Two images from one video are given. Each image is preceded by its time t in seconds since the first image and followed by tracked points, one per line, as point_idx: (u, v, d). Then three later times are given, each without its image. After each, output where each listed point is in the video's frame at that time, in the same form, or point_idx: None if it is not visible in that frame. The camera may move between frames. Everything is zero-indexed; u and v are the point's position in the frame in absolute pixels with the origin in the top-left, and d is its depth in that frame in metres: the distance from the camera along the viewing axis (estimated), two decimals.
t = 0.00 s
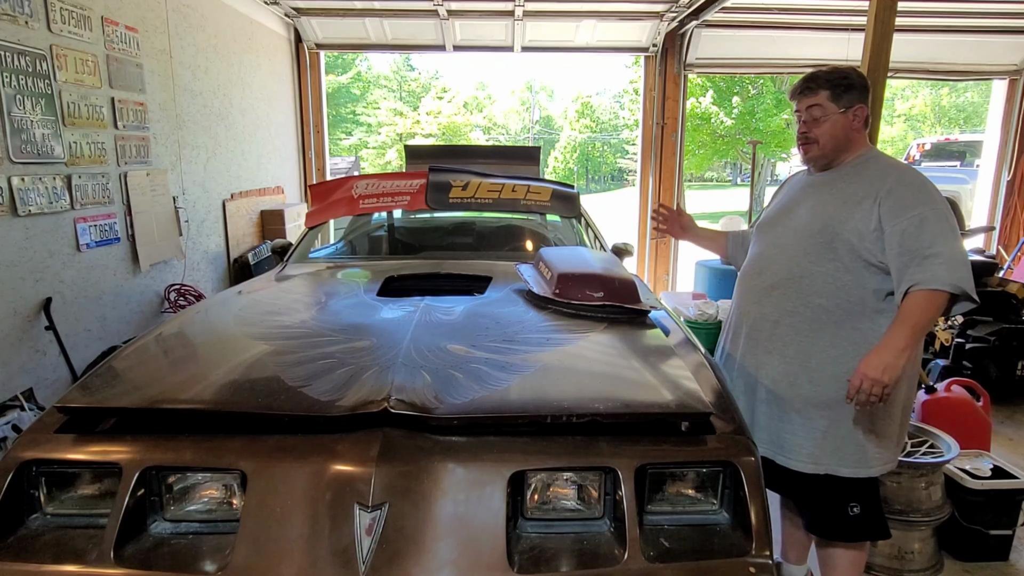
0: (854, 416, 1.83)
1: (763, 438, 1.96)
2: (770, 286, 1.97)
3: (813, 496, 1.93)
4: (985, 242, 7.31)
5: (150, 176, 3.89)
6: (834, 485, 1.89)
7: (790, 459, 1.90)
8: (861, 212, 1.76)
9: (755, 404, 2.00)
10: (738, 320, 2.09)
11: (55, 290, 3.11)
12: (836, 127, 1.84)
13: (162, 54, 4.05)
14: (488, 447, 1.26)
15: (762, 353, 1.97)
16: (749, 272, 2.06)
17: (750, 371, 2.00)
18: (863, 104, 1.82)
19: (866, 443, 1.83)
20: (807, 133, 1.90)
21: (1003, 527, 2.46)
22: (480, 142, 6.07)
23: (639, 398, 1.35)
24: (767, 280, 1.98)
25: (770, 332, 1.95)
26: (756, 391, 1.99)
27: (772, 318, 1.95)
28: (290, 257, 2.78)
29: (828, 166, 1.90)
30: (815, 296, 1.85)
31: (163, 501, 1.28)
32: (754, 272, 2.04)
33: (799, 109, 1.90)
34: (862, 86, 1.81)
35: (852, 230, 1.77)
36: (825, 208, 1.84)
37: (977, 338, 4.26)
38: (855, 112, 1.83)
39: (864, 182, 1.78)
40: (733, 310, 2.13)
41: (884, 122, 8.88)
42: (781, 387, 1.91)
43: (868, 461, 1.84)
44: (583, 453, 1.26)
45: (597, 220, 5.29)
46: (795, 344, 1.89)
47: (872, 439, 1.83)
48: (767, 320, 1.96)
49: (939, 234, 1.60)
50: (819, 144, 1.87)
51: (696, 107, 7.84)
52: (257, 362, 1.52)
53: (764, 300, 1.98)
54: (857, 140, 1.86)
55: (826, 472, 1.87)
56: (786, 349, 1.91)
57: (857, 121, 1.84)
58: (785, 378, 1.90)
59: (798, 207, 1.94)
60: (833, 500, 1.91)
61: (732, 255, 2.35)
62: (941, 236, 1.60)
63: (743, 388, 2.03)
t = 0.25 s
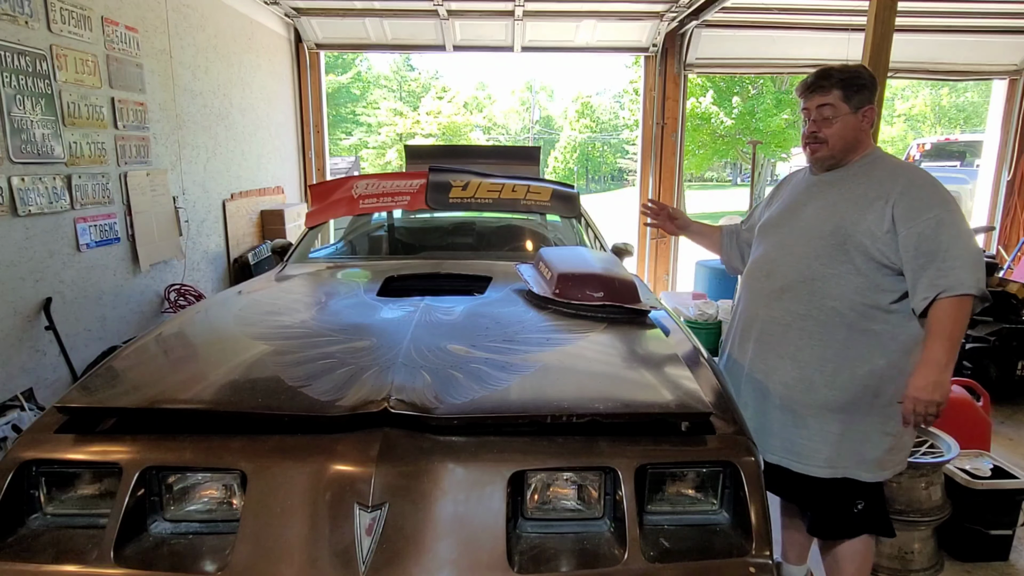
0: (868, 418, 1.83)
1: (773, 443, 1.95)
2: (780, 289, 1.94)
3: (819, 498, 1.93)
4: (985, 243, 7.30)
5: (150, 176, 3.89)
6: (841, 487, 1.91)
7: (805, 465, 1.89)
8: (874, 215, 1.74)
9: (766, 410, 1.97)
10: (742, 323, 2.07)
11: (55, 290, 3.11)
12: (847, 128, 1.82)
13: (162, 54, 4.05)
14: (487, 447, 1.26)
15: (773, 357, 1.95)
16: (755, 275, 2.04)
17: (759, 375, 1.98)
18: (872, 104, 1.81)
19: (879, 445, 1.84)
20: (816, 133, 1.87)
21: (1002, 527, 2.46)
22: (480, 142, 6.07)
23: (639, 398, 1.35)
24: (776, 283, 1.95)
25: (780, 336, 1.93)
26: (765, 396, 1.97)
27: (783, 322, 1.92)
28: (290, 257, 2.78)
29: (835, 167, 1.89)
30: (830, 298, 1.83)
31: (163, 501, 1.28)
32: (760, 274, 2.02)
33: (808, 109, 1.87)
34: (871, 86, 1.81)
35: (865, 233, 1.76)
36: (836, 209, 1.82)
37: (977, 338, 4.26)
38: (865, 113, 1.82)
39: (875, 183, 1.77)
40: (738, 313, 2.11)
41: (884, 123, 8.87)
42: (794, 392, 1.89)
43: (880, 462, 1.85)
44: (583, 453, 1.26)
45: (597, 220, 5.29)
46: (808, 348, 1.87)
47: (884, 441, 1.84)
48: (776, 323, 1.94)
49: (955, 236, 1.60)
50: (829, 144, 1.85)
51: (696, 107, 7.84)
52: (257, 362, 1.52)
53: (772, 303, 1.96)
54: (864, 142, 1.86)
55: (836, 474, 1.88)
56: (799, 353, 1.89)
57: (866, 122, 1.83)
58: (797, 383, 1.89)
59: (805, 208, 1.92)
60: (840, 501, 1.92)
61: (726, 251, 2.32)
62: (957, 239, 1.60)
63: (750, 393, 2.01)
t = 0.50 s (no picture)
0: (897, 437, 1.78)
1: (799, 465, 1.88)
2: (808, 303, 1.85)
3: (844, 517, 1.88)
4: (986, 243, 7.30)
5: (150, 176, 3.89)
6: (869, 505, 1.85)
7: (835, 487, 1.82)
8: (910, 228, 1.66)
9: (791, 429, 1.89)
10: (759, 336, 1.97)
11: (55, 290, 3.11)
12: (890, 129, 1.73)
13: (162, 54, 4.05)
14: (487, 447, 1.26)
15: (798, 375, 1.86)
16: (775, 286, 1.94)
17: (782, 393, 1.89)
18: (910, 107, 1.75)
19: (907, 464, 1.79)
20: (857, 134, 1.75)
21: (1002, 527, 2.46)
22: (480, 142, 6.07)
23: (638, 398, 1.35)
24: (803, 296, 1.86)
25: (806, 353, 1.84)
26: (790, 416, 1.88)
27: (811, 338, 1.83)
28: (290, 257, 2.78)
29: (870, 171, 1.79)
30: (863, 315, 1.75)
31: (163, 501, 1.28)
32: (783, 287, 1.92)
33: (849, 107, 1.76)
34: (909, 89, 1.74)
35: (901, 247, 1.68)
36: (869, 221, 1.74)
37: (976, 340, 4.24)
38: (903, 117, 1.76)
39: (909, 193, 1.69)
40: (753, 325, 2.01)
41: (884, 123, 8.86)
42: (824, 412, 1.81)
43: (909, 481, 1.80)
44: (582, 453, 1.26)
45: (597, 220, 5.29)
46: (840, 366, 1.79)
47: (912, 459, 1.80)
48: (802, 339, 1.85)
49: (996, 252, 1.54)
50: (873, 145, 1.74)
51: (696, 107, 7.84)
52: (257, 362, 1.52)
53: (798, 317, 1.87)
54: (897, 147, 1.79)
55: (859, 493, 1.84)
56: (829, 371, 1.81)
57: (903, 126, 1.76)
58: (826, 403, 1.81)
59: (833, 216, 1.83)
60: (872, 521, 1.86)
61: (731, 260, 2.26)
62: (1000, 255, 1.54)
63: (771, 412, 1.92)
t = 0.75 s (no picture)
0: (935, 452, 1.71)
1: (833, 488, 1.79)
2: (847, 316, 1.74)
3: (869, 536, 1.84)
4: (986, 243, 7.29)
5: (150, 176, 3.89)
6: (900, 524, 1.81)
7: (874, 507, 1.73)
8: (959, 237, 1.57)
9: (826, 448, 1.78)
10: (788, 350, 1.85)
11: (55, 290, 3.11)
12: (931, 130, 1.63)
13: (162, 54, 4.05)
14: (488, 446, 1.26)
15: (834, 392, 1.76)
16: (806, 296, 1.82)
17: (816, 412, 1.79)
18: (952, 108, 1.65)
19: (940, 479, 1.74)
20: (897, 135, 1.64)
21: (1002, 526, 2.47)
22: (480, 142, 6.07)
23: (638, 398, 1.35)
24: (840, 307, 1.75)
25: (844, 370, 1.74)
26: (825, 437, 1.78)
27: (850, 353, 1.73)
28: (290, 257, 2.78)
29: (909, 174, 1.68)
30: (908, 329, 1.65)
31: (163, 501, 1.28)
32: (816, 297, 1.80)
33: (889, 107, 1.64)
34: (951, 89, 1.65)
35: (950, 257, 1.58)
36: (914, 229, 1.64)
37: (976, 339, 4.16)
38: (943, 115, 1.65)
39: (955, 199, 1.60)
40: (779, 337, 1.88)
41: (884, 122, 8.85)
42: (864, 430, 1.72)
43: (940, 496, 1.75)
44: (582, 453, 1.26)
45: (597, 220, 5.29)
46: (881, 382, 1.69)
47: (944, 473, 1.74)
48: (840, 355, 1.75)
49: None
50: (914, 147, 1.63)
51: (696, 107, 7.85)
52: (257, 361, 1.52)
53: (835, 331, 1.76)
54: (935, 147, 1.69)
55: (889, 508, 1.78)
56: (870, 387, 1.71)
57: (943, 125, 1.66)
58: (867, 423, 1.72)
59: (873, 221, 1.71)
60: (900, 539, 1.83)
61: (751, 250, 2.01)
62: None
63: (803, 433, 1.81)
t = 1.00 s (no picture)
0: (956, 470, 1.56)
1: (846, 509, 1.60)
2: (869, 326, 1.57)
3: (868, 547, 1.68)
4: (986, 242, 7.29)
5: (150, 176, 3.89)
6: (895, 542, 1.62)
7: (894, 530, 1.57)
8: (984, 240, 1.46)
9: (843, 469, 1.59)
10: (799, 358, 1.67)
11: (55, 290, 3.11)
12: (919, 122, 1.50)
13: (162, 54, 4.05)
14: (487, 447, 1.26)
15: (851, 405, 1.58)
16: (822, 301, 1.65)
17: (830, 426, 1.61)
18: (957, 95, 1.48)
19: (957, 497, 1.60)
20: (881, 128, 1.55)
21: (1002, 526, 2.46)
22: (480, 142, 6.08)
23: (638, 398, 1.35)
24: (860, 316, 1.58)
25: (862, 380, 1.57)
26: (838, 453, 1.60)
27: (874, 367, 1.55)
28: (290, 257, 2.78)
29: (902, 169, 1.57)
30: (937, 339, 1.50)
31: (163, 501, 1.28)
32: (833, 303, 1.63)
33: (873, 98, 1.55)
34: (958, 73, 1.48)
35: (978, 261, 1.46)
36: (937, 230, 1.50)
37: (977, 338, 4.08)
38: (946, 104, 1.49)
39: (977, 198, 1.48)
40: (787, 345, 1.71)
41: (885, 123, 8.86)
42: (887, 449, 1.55)
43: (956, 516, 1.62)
44: (582, 453, 1.26)
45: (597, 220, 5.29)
46: (907, 396, 1.53)
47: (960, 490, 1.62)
48: (859, 365, 1.57)
49: None
50: (896, 141, 1.53)
51: (696, 107, 7.86)
52: (258, 361, 1.52)
53: (856, 340, 1.58)
54: (942, 139, 1.54)
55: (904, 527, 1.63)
56: (895, 402, 1.54)
57: (946, 115, 1.51)
58: (887, 439, 1.55)
59: (895, 223, 1.56)
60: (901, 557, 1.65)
61: (740, 273, 1.87)
62: None
63: (814, 448, 1.63)
